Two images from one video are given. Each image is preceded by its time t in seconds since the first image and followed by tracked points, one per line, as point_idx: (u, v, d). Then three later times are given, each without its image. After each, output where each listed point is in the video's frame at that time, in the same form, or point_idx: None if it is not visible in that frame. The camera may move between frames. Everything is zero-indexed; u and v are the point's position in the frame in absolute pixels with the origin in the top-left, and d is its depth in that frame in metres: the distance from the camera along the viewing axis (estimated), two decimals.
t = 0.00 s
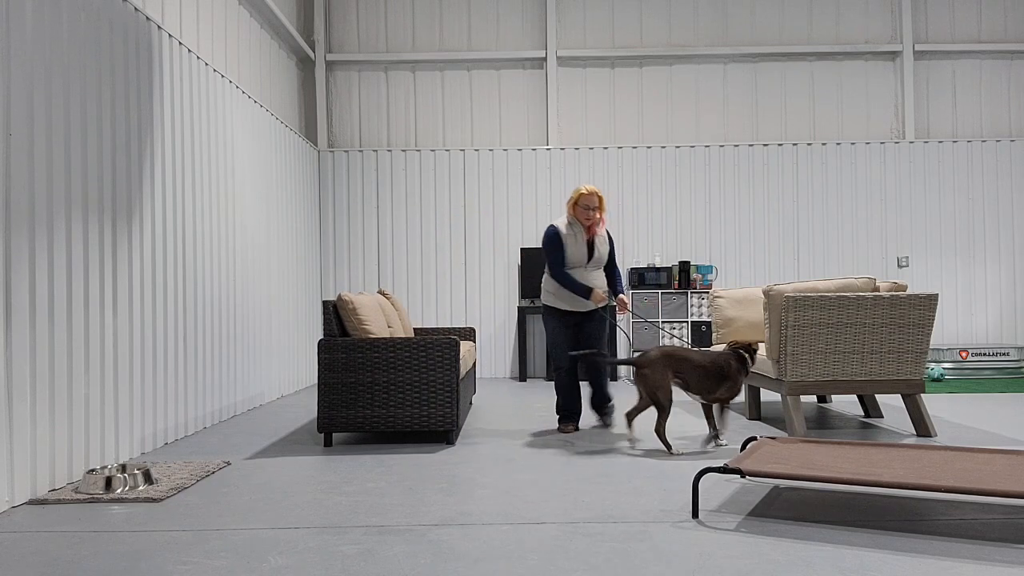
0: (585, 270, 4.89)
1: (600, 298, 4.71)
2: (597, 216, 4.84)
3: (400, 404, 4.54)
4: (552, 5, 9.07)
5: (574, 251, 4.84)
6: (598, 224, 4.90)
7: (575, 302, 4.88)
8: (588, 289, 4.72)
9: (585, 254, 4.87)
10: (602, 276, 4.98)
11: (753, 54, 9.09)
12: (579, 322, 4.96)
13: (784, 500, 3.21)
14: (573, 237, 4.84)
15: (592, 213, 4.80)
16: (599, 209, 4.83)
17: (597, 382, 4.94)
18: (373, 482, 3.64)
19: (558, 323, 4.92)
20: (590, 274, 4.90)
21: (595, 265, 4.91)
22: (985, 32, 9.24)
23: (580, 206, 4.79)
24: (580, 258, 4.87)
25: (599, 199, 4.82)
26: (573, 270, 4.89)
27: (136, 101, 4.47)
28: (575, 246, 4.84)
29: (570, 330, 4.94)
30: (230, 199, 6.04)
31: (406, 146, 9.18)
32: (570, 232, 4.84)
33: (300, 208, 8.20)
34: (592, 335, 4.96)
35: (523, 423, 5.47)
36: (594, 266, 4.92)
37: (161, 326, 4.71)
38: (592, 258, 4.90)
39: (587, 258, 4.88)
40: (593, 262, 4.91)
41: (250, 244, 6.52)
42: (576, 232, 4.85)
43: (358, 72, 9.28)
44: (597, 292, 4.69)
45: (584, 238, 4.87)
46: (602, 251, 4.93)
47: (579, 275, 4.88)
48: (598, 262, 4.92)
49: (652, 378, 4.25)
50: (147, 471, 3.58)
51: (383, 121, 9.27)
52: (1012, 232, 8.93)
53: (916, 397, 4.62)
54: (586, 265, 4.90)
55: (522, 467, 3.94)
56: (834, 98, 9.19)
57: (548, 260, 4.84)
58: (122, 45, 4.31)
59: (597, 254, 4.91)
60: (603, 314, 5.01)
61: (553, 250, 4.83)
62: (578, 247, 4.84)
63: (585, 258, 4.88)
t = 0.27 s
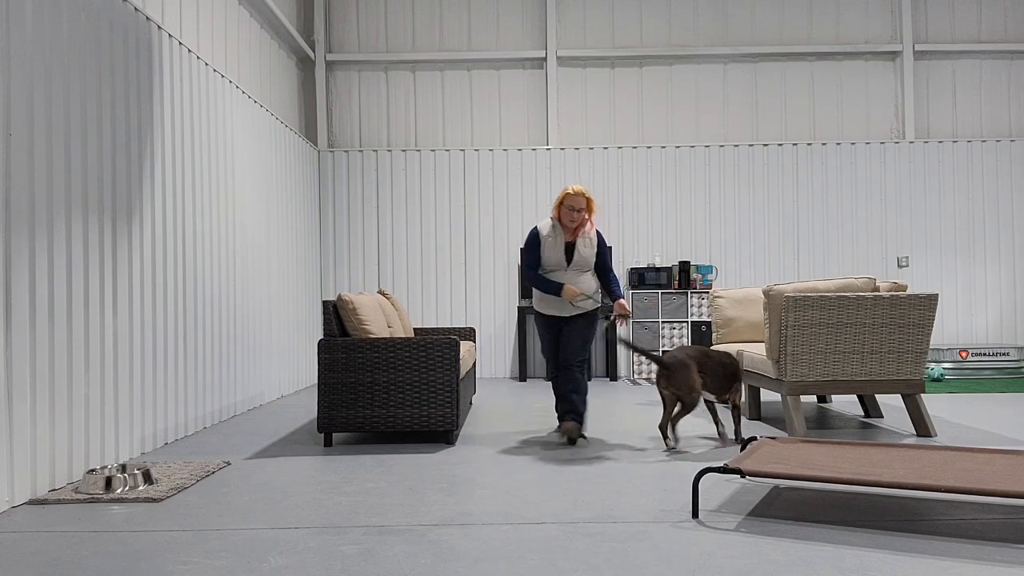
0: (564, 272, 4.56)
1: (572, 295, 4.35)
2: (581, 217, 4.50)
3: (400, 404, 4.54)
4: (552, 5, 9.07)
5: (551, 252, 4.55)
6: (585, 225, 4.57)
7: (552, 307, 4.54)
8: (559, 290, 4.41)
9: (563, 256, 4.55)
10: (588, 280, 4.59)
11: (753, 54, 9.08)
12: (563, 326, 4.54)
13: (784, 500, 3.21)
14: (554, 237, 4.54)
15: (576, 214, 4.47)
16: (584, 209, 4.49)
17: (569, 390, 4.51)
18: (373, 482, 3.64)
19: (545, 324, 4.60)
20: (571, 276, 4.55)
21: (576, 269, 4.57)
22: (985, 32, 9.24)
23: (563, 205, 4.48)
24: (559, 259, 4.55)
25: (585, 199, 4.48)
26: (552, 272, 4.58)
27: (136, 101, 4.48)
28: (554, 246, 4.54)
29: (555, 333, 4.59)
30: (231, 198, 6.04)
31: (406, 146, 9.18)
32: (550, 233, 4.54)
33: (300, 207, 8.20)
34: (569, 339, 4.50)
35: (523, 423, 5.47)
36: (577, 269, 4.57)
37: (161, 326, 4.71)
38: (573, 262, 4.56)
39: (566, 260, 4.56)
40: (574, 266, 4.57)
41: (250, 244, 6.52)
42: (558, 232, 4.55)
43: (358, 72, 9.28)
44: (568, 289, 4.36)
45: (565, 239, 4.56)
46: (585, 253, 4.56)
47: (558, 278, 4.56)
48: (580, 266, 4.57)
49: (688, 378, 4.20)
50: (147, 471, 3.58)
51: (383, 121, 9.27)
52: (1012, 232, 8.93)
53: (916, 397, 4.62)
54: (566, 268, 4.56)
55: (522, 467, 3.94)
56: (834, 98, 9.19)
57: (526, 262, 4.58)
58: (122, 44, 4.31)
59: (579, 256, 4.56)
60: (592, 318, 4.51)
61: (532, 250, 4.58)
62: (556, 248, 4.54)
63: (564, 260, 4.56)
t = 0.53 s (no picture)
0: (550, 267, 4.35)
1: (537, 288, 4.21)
2: (569, 211, 4.24)
3: (400, 404, 4.54)
4: (551, 5, 9.07)
5: (536, 245, 4.34)
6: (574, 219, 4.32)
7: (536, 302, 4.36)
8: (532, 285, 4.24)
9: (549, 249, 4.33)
10: (577, 276, 4.36)
11: (753, 54, 9.08)
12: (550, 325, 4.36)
13: (784, 500, 3.21)
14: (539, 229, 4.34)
15: (563, 208, 4.23)
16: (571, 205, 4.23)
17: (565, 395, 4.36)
18: (373, 482, 3.64)
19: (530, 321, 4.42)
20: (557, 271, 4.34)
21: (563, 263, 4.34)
22: (986, 32, 9.24)
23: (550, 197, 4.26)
24: (544, 253, 4.34)
25: (573, 192, 4.22)
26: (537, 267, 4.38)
27: (136, 101, 4.47)
28: (539, 239, 4.34)
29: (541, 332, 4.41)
30: (231, 198, 6.04)
31: (406, 146, 9.18)
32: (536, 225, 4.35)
33: (300, 208, 8.20)
34: (557, 337, 4.32)
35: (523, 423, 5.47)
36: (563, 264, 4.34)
37: (161, 326, 4.71)
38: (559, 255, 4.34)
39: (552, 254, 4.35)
40: (561, 260, 4.34)
41: (250, 244, 6.52)
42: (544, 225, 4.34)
43: (358, 72, 9.28)
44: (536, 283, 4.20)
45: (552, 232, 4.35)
46: (573, 247, 4.32)
47: (542, 272, 4.35)
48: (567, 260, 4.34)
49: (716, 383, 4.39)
50: (147, 471, 3.58)
51: (383, 121, 9.27)
52: (1012, 232, 8.93)
53: (916, 398, 4.62)
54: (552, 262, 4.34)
55: (521, 467, 3.94)
56: (834, 98, 9.19)
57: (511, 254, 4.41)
58: (122, 44, 4.31)
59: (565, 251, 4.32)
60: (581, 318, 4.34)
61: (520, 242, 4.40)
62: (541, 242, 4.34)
63: (550, 253, 4.34)
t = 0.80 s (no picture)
0: (534, 264, 4.21)
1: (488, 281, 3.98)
2: (553, 209, 4.11)
3: (400, 404, 4.54)
4: (552, 5, 9.07)
5: (518, 241, 4.21)
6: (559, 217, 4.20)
7: (519, 301, 4.20)
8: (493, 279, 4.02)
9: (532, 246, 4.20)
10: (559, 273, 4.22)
11: (753, 53, 9.08)
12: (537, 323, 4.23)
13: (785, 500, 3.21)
14: (521, 225, 4.22)
15: (546, 206, 4.10)
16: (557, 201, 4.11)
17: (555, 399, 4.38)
18: (373, 482, 3.64)
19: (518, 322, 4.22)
20: (541, 269, 4.20)
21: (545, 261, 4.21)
22: (986, 32, 9.24)
23: (534, 193, 4.14)
24: (527, 250, 4.21)
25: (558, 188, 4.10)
26: (519, 263, 4.24)
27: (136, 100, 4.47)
28: (520, 235, 4.21)
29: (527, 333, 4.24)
30: (231, 198, 6.04)
31: (406, 146, 9.18)
32: (518, 222, 4.23)
33: (300, 208, 8.21)
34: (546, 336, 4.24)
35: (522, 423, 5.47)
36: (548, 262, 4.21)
37: (161, 325, 4.71)
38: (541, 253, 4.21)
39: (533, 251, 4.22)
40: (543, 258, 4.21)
41: (250, 244, 6.52)
42: (526, 221, 4.22)
43: (358, 72, 9.28)
44: (486, 275, 3.97)
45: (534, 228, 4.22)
46: (557, 244, 4.19)
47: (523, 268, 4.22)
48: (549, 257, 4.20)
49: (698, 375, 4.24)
50: (147, 471, 3.58)
51: (384, 121, 9.27)
52: (1012, 232, 8.93)
53: (915, 397, 4.62)
54: (534, 260, 4.21)
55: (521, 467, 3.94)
56: (834, 98, 9.19)
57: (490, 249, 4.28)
58: (122, 44, 4.31)
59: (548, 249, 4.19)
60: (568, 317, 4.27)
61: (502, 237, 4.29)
62: (523, 238, 4.20)
63: (534, 250, 4.21)
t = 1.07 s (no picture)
0: (508, 263, 3.94)
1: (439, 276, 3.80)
2: (524, 202, 3.85)
3: (401, 404, 4.54)
4: (552, 5, 9.07)
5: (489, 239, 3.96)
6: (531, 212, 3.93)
7: (496, 303, 3.94)
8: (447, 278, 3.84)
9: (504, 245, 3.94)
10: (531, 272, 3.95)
11: (753, 53, 9.08)
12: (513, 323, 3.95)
13: (785, 500, 3.21)
14: (491, 222, 3.97)
15: (517, 198, 3.86)
16: (526, 195, 3.85)
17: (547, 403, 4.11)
18: (372, 482, 3.64)
19: (495, 323, 3.96)
20: (515, 268, 3.93)
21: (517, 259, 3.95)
22: (986, 32, 9.24)
23: (503, 187, 3.89)
24: (499, 249, 3.94)
25: (528, 181, 3.83)
26: (492, 263, 3.98)
27: (135, 100, 4.47)
28: (491, 232, 3.95)
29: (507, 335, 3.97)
30: (231, 199, 6.05)
31: (406, 147, 9.18)
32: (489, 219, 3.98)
33: (300, 208, 8.21)
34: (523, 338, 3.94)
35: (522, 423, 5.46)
36: (523, 260, 3.94)
37: (162, 325, 4.71)
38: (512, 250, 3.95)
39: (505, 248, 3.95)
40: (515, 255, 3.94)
41: (251, 243, 6.52)
42: (496, 219, 3.96)
43: (358, 72, 9.28)
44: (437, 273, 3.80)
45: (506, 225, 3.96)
46: (530, 241, 3.92)
47: (493, 267, 3.96)
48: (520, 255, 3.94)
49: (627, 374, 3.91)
50: (147, 471, 3.58)
51: (384, 122, 9.27)
52: (1012, 232, 8.93)
53: (915, 397, 4.62)
54: (507, 259, 3.95)
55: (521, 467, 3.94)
56: (833, 98, 9.19)
57: (461, 251, 4.08)
58: (122, 44, 4.31)
59: (522, 246, 3.92)
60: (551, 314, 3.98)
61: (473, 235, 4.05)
62: (493, 237, 3.95)
63: (507, 249, 3.94)
